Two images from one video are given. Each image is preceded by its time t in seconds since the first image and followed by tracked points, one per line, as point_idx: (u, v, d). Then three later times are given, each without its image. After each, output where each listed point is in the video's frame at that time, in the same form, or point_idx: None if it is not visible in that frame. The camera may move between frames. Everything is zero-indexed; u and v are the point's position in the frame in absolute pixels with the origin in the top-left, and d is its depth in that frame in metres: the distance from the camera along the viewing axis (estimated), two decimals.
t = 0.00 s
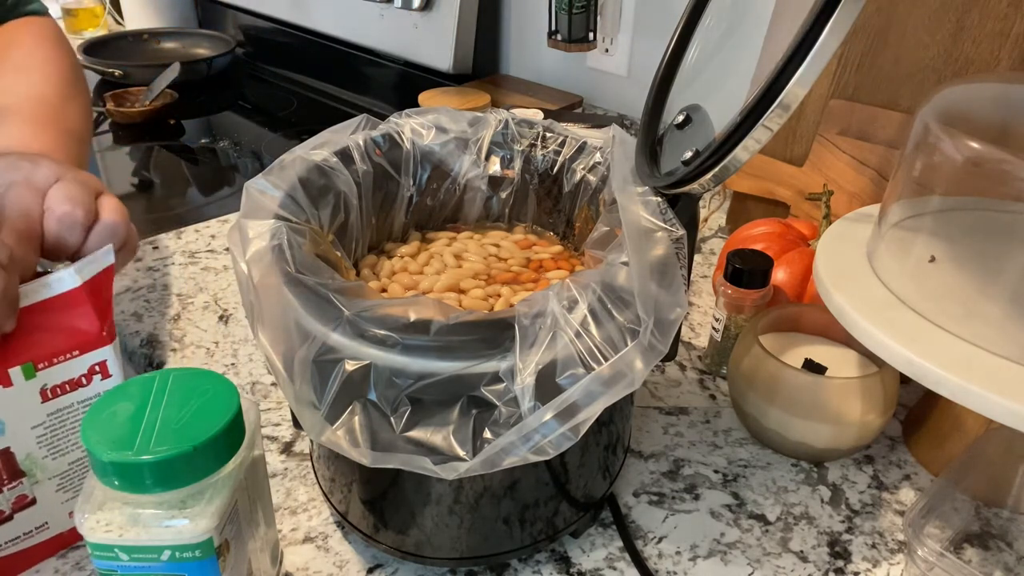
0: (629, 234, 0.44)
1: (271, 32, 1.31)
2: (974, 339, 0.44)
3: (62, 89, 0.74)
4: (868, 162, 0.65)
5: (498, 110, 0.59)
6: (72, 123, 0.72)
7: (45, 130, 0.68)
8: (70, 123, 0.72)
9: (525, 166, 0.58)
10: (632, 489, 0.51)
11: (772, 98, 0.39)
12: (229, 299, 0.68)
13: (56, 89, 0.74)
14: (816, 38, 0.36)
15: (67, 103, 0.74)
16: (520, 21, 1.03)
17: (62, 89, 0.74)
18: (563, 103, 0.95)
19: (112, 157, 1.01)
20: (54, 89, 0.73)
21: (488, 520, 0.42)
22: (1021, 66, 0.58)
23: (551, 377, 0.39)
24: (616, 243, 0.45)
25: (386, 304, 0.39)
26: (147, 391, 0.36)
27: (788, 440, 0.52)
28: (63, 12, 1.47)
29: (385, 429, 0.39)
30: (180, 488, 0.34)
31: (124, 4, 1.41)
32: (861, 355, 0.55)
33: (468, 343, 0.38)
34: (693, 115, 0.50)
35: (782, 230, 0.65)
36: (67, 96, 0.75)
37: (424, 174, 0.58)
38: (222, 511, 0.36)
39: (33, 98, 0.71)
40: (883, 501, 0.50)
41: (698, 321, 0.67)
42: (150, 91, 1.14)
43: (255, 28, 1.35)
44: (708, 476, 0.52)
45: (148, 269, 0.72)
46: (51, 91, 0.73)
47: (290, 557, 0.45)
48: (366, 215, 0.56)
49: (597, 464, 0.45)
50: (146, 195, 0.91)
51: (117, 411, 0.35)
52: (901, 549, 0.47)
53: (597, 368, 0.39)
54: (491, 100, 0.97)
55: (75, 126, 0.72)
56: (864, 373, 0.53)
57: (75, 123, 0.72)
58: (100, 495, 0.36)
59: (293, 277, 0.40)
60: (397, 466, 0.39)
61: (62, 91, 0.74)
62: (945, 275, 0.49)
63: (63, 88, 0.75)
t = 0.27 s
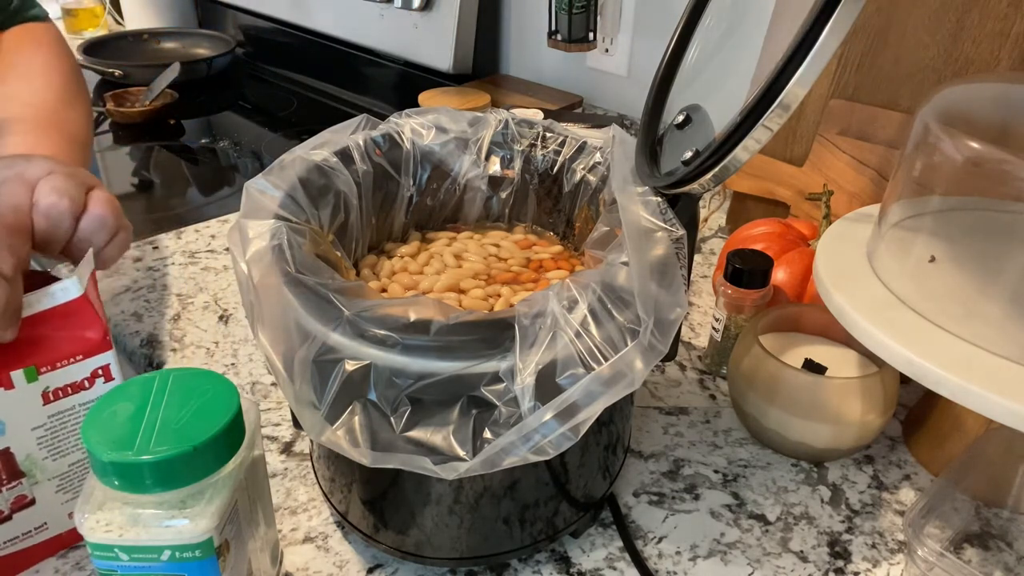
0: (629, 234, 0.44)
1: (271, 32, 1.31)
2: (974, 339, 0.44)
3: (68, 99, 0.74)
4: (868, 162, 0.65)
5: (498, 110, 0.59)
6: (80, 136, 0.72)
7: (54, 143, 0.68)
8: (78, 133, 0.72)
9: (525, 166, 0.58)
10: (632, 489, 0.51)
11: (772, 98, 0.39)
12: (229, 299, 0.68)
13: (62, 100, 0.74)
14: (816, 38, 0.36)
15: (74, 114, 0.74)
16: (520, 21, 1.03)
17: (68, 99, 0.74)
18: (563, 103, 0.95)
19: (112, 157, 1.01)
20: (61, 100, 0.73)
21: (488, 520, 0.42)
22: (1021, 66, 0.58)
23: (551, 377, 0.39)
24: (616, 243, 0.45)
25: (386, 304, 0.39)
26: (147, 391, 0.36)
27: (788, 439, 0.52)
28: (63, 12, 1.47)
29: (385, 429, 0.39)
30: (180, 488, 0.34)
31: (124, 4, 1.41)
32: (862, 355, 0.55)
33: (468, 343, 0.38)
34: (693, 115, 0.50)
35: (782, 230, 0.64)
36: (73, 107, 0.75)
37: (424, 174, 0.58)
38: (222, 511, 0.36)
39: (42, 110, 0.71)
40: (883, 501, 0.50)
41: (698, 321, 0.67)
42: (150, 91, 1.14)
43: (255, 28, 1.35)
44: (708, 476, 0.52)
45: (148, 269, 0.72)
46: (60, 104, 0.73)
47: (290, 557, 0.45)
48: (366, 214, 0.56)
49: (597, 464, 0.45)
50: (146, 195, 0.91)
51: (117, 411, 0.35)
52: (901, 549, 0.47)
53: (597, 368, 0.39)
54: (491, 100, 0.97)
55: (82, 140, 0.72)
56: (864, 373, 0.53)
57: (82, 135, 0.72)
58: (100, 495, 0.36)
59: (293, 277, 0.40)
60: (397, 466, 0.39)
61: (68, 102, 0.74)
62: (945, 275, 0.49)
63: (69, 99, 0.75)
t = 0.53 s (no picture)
0: (629, 234, 0.44)
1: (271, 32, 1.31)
2: (974, 339, 0.44)
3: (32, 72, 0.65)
4: (868, 162, 0.65)
5: (498, 110, 0.59)
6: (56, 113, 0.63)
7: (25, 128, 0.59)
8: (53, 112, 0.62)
9: (525, 166, 0.58)
10: (632, 489, 0.51)
11: (772, 98, 0.39)
12: (229, 299, 0.68)
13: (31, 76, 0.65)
14: (816, 38, 0.36)
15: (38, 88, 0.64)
16: (520, 21, 1.03)
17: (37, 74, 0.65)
18: (563, 103, 0.95)
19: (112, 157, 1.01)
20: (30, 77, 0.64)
21: (488, 520, 0.42)
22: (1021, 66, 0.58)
23: (550, 376, 0.39)
24: (616, 243, 0.45)
25: (386, 304, 0.39)
26: (147, 391, 0.36)
27: (788, 439, 0.52)
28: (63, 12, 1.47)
29: (385, 429, 0.39)
30: (180, 488, 0.34)
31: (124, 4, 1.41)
32: (861, 355, 0.55)
33: (468, 343, 0.38)
34: (693, 115, 0.50)
35: (782, 230, 0.64)
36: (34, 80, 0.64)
37: (424, 174, 0.58)
38: (222, 511, 0.36)
39: (30, 93, 0.63)
40: (883, 501, 0.50)
41: (698, 321, 0.67)
42: (150, 91, 1.14)
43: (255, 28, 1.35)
44: (708, 476, 0.52)
45: (148, 269, 0.72)
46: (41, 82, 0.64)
47: (290, 557, 0.45)
48: (366, 214, 0.56)
49: (597, 464, 0.45)
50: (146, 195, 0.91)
51: (117, 411, 0.35)
52: (901, 549, 0.47)
53: (597, 368, 0.39)
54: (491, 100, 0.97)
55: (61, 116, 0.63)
56: (864, 373, 0.53)
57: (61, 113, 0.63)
58: (99, 495, 0.36)
59: (293, 277, 0.40)
60: (397, 466, 0.39)
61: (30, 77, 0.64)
62: (945, 275, 0.49)
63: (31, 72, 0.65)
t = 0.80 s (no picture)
0: (629, 234, 0.44)
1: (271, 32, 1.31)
2: (974, 339, 0.44)
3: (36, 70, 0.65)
4: (868, 162, 0.65)
5: (498, 110, 0.59)
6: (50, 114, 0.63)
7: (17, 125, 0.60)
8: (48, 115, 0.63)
9: (525, 166, 0.58)
10: (632, 489, 0.51)
11: (772, 98, 0.39)
12: (229, 299, 0.68)
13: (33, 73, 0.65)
14: (816, 38, 0.36)
15: (39, 87, 0.64)
16: (520, 21, 1.03)
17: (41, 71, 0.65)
18: (564, 103, 0.95)
19: (112, 157, 1.01)
20: (34, 75, 0.65)
21: (488, 520, 0.42)
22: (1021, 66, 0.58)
23: (550, 376, 0.39)
24: (616, 243, 0.45)
25: (386, 304, 0.39)
26: (147, 391, 0.36)
27: (788, 439, 0.52)
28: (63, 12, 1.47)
29: (385, 429, 0.39)
30: (180, 488, 0.34)
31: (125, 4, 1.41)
32: (861, 355, 0.55)
33: (468, 343, 0.38)
34: (693, 115, 0.50)
35: (782, 230, 0.64)
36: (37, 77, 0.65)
37: (424, 174, 0.58)
38: (222, 511, 0.36)
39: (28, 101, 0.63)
40: (883, 501, 0.50)
41: (698, 321, 0.67)
42: (150, 91, 1.14)
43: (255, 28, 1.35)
44: (708, 476, 0.52)
45: (148, 270, 0.72)
46: (42, 82, 0.65)
47: (290, 557, 0.45)
48: (366, 215, 0.56)
49: (597, 464, 0.45)
50: (147, 195, 0.92)
51: (117, 411, 0.35)
52: (901, 549, 0.47)
53: (597, 368, 0.39)
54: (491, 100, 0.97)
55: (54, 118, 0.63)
56: (864, 373, 0.53)
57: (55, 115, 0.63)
58: (99, 495, 0.36)
59: (293, 278, 0.40)
60: (397, 466, 0.39)
61: (33, 74, 0.65)
62: (945, 275, 0.49)
63: (36, 70, 0.65)
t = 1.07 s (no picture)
0: (629, 234, 0.44)
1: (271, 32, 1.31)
2: (974, 339, 0.44)
3: (39, 79, 0.65)
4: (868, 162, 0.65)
5: (498, 110, 0.59)
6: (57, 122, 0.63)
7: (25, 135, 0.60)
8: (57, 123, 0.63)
9: (525, 166, 0.58)
10: (632, 489, 0.51)
11: (772, 98, 0.39)
12: (229, 299, 0.68)
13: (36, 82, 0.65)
14: (816, 38, 0.36)
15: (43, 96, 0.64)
16: (520, 21, 1.03)
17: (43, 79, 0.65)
18: (564, 103, 0.95)
19: (112, 157, 1.01)
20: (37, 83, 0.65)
21: (488, 520, 0.42)
22: (1021, 66, 0.58)
23: (550, 376, 0.39)
24: (616, 243, 0.45)
25: (386, 304, 0.39)
26: (147, 391, 0.36)
27: (788, 439, 0.52)
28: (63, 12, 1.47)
29: (385, 429, 0.39)
30: (180, 488, 0.34)
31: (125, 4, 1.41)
32: (862, 354, 0.55)
33: (468, 343, 0.38)
34: (693, 115, 0.50)
35: (782, 230, 0.64)
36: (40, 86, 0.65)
37: (424, 174, 0.58)
38: (222, 511, 0.36)
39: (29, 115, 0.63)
40: (883, 501, 0.50)
41: (698, 321, 0.67)
42: (150, 91, 1.14)
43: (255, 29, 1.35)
44: (708, 476, 0.52)
45: (148, 269, 0.72)
46: (47, 90, 0.65)
47: (290, 557, 0.45)
48: (366, 215, 0.56)
49: (597, 464, 0.45)
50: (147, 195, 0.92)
51: (117, 411, 0.35)
52: (901, 549, 0.47)
53: (597, 368, 0.39)
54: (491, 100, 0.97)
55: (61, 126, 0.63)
56: (864, 373, 0.53)
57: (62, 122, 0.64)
58: (100, 495, 0.36)
59: (293, 278, 0.40)
60: (397, 466, 0.39)
61: (36, 84, 0.65)
62: (945, 275, 0.49)
63: (39, 78, 0.65)
